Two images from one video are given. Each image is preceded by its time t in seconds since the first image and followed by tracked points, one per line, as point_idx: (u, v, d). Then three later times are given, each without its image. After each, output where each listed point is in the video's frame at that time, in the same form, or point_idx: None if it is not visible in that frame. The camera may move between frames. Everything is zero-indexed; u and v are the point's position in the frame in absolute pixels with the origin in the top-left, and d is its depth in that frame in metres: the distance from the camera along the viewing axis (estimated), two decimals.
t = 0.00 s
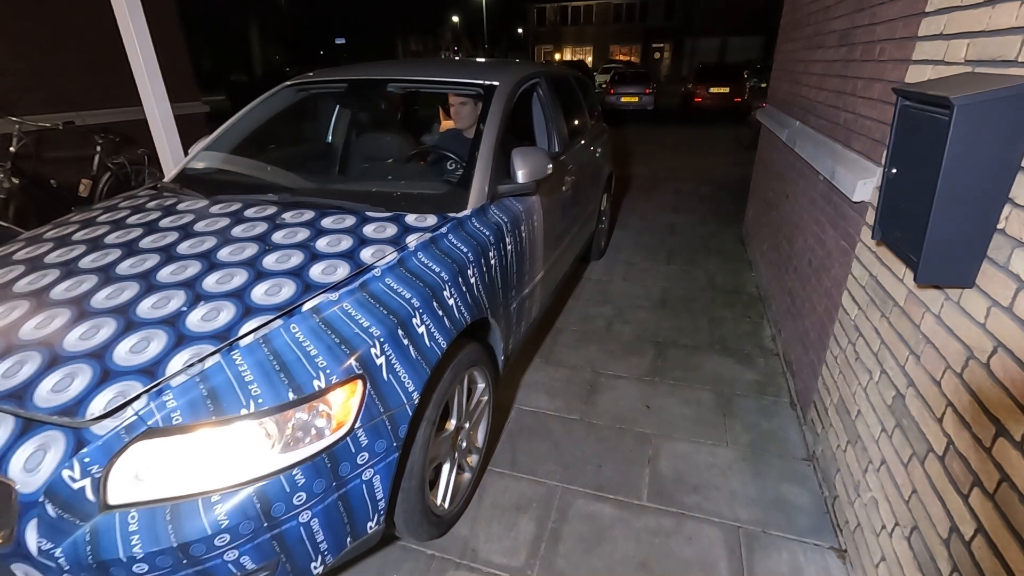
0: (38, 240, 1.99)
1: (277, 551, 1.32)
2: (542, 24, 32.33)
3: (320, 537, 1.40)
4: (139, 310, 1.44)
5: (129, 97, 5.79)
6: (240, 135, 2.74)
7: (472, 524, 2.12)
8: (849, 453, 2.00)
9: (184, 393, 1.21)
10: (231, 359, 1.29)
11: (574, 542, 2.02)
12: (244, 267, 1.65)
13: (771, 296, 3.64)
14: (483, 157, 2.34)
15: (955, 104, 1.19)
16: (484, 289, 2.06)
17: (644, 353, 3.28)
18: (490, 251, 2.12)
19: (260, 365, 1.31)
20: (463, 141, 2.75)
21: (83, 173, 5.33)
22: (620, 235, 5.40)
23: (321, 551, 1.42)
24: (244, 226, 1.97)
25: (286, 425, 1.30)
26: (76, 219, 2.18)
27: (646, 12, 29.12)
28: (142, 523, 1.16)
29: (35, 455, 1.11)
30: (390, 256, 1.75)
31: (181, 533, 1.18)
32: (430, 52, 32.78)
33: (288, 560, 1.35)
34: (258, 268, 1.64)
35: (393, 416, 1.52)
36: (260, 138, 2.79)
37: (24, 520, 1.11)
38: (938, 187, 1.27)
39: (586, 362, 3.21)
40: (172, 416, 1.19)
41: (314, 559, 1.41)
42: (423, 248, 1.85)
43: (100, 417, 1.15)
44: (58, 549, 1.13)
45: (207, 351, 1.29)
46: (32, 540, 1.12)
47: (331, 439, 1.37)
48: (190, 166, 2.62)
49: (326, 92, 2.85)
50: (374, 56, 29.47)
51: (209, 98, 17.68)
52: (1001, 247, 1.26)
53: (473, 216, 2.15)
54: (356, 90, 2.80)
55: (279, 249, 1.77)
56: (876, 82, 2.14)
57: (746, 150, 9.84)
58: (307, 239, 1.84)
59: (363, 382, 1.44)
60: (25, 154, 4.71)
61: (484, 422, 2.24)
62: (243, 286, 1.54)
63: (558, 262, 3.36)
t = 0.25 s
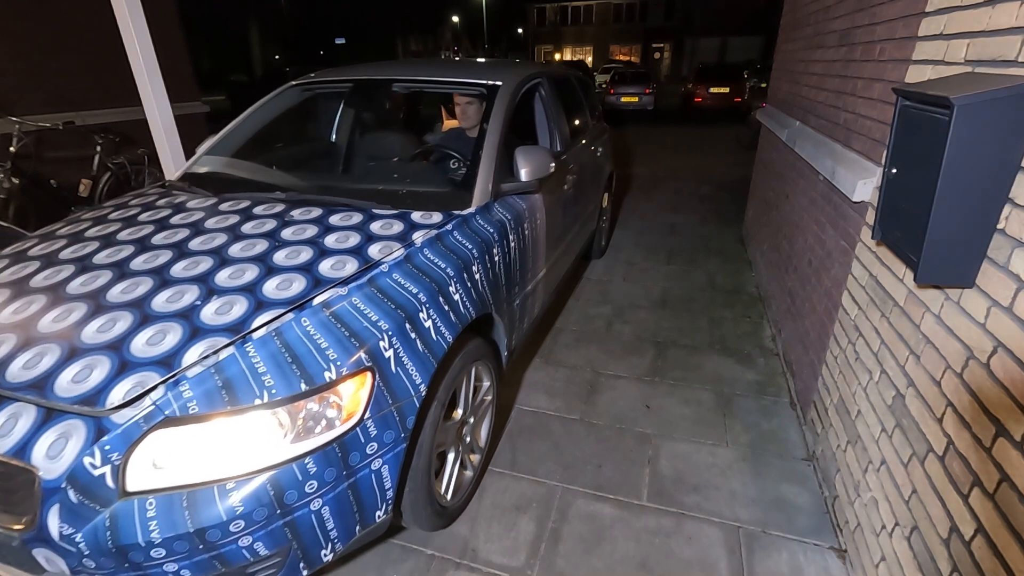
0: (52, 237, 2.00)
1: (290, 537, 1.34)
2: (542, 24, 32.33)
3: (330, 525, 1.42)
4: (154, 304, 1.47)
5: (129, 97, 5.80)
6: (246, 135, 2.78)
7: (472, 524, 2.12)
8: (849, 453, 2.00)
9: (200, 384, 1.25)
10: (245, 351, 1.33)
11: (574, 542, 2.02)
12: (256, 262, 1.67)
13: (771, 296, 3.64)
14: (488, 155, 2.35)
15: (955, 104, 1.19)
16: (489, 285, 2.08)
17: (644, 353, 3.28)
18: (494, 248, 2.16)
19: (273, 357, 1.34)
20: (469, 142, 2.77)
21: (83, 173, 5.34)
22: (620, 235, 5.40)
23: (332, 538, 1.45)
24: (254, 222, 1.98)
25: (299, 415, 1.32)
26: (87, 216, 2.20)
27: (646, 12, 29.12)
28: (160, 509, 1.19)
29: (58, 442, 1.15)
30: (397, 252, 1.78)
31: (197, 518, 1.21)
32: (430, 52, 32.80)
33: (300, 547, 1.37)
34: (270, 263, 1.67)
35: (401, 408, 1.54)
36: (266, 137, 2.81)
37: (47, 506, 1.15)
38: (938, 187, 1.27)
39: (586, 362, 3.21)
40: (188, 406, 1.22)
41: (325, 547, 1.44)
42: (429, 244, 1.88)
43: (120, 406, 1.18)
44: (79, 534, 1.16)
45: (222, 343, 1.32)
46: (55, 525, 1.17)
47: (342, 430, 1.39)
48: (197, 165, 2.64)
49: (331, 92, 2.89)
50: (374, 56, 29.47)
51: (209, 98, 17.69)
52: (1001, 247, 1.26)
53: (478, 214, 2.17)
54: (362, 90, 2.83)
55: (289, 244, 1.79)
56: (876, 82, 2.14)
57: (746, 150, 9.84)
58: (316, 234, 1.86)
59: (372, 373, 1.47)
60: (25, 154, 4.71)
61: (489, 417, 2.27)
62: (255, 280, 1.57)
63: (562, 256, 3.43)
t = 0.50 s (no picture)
0: (64, 234, 2.03)
1: (301, 525, 1.39)
2: (542, 24, 32.33)
3: (340, 514, 1.46)
4: (168, 298, 1.51)
5: (129, 97, 5.80)
6: (252, 136, 2.79)
7: (472, 524, 2.12)
8: (849, 453, 2.00)
9: (215, 375, 1.29)
10: (258, 343, 1.37)
11: (574, 542, 2.02)
12: (266, 258, 1.71)
13: (771, 297, 3.64)
14: (490, 154, 2.38)
15: (955, 104, 1.19)
16: (493, 280, 2.13)
17: (644, 353, 3.28)
18: (498, 245, 2.20)
19: (284, 349, 1.39)
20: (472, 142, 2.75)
21: (83, 173, 5.34)
22: (620, 235, 5.40)
23: (341, 527, 1.49)
24: (262, 219, 2.02)
25: (310, 405, 1.37)
26: (98, 213, 2.22)
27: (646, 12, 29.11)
28: (177, 495, 1.24)
29: (79, 430, 1.21)
30: (404, 249, 1.82)
31: (212, 505, 1.26)
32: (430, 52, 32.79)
33: (311, 534, 1.42)
34: (279, 259, 1.71)
35: (408, 399, 1.59)
36: (270, 139, 2.83)
37: (68, 493, 1.21)
38: (938, 187, 1.27)
39: (586, 362, 3.21)
40: (204, 396, 1.27)
41: (335, 535, 1.48)
42: (435, 241, 1.93)
43: (138, 396, 1.23)
44: (98, 520, 1.21)
45: (235, 336, 1.37)
46: (75, 511, 1.22)
47: (352, 420, 1.44)
48: (203, 164, 2.67)
49: (337, 92, 2.91)
50: (374, 56, 29.46)
51: (209, 98, 17.67)
52: (1002, 248, 1.26)
53: (482, 211, 2.22)
54: (368, 90, 2.85)
55: (297, 241, 1.82)
56: (876, 82, 2.14)
57: (747, 150, 9.83)
58: (323, 231, 1.90)
59: (381, 365, 1.52)
60: (25, 154, 4.71)
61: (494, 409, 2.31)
62: (266, 275, 1.61)
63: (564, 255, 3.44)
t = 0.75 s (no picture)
0: (77, 231, 2.07)
1: (312, 513, 1.43)
2: (542, 24, 32.33)
3: (349, 503, 1.50)
4: (182, 293, 1.56)
5: (129, 97, 5.80)
6: (257, 134, 2.84)
7: (472, 524, 2.12)
8: (849, 453, 2.00)
9: (229, 366, 1.34)
10: (271, 335, 1.42)
11: (574, 542, 2.02)
12: (276, 255, 1.76)
13: (771, 297, 3.64)
14: (494, 153, 2.40)
15: (955, 104, 1.19)
16: (497, 277, 2.16)
17: (644, 353, 3.28)
18: (502, 242, 2.23)
19: (296, 342, 1.44)
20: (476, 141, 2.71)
21: (84, 173, 5.34)
22: (620, 235, 5.40)
23: (351, 515, 1.53)
24: (271, 216, 2.06)
25: (320, 396, 1.41)
26: (110, 211, 2.27)
27: (646, 12, 29.11)
28: (193, 483, 1.29)
29: (99, 419, 1.25)
30: (410, 245, 1.86)
31: (226, 492, 1.30)
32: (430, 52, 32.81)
33: (322, 522, 1.46)
34: (289, 255, 1.76)
35: (416, 391, 1.63)
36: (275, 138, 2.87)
37: (89, 480, 1.25)
38: (938, 187, 1.27)
39: (586, 362, 3.21)
40: (218, 386, 1.32)
41: (345, 524, 1.52)
42: (440, 238, 1.97)
43: (156, 386, 1.28)
44: (117, 506, 1.26)
45: (249, 329, 1.42)
46: (96, 497, 1.27)
47: (361, 411, 1.48)
48: (210, 163, 2.71)
49: (342, 92, 2.91)
50: (374, 56, 29.46)
51: (209, 98, 17.66)
52: (1002, 248, 1.26)
53: (486, 209, 2.24)
54: (374, 91, 2.85)
55: (306, 238, 1.87)
56: (876, 82, 2.14)
57: (747, 150, 9.83)
58: (331, 229, 1.94)
59: (390, 358, 1.56)
60: (25, 154, 4.71)
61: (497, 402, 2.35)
62: (277, 271, 1.66)
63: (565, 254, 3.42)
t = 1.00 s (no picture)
0: (89, 228, 2.12)
1: (324, 501, 1.48)
2: (542, 24, 32.32)
3: (359, 491, 1.55)
4: (196, 287, 1.62)
5: (129, 97, 5.79)
6: (262, 134, 2.87)
7: (472, 524, 2.12)
8: (849, 453, 2.00)
9: (243, 357, 1.39)
10: (284, 328, 1.47)
11: (574, 542, 2.02)
12: (286, 250, 1.81)
13: (771, 297, 3.64)
14: (498, 150, 2.41)
15: (955, 104, 1.19)
16: (501, 273, 2.19)
17: (645, 353, 3.28)
18: (506, 239, 2.26)
19: (308, 334, 1.48)
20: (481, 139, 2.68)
21: (84, 173, 5.34)
22: (620, 235, 5.40)
23: (360, 505, 1.58)
24: (280, 213, 2.11)
25: (332, 387, 1.46)
26: (122, 207, 2.32)
27: (646, 12, 29.10)
28: (209, 471, 1.34)
29: (118, 409, 1.30)
30: (417, 241, 1.90)
31: (240, 480, 1.35)
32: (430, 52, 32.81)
33: (332, 510, 1.51)
34: (300, 251, 1.80)
35: (423, 383, 1.67)
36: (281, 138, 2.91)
37: (108, 468, 1.31)
38: (938, 187, 1.27)
39: (586, 362, 3.20)
40: (234, 376, 1.37)
41: (354, 512, 1.57)
42: (446, 234, 2.00)
43: (173, 376, 1.34)
44: (135, 493, 1.31)
45: (262, 322, 1.47)
46: (115, 484, 1.32)
47: (371, 402, 1.52)
48: (218, 164, 2.73)
49: (347, 92, 2.91)
50: (373, 56, 29.45)
51: (209, 98, 17.64)
52: (1002, 248, 1.26)
53: (491, 206, 2.27)
54: (379, 91, 2.85)
55: (315, 235, 1.91)
56: (876, 82, 2.14)
57: (747, 150, 9.82)
58: (339, 226, 1.98)
59: (398, 351, 1.60)
60: (25, 154, 4.71)
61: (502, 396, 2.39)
62: (288, 266, 1.71)
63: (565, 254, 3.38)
